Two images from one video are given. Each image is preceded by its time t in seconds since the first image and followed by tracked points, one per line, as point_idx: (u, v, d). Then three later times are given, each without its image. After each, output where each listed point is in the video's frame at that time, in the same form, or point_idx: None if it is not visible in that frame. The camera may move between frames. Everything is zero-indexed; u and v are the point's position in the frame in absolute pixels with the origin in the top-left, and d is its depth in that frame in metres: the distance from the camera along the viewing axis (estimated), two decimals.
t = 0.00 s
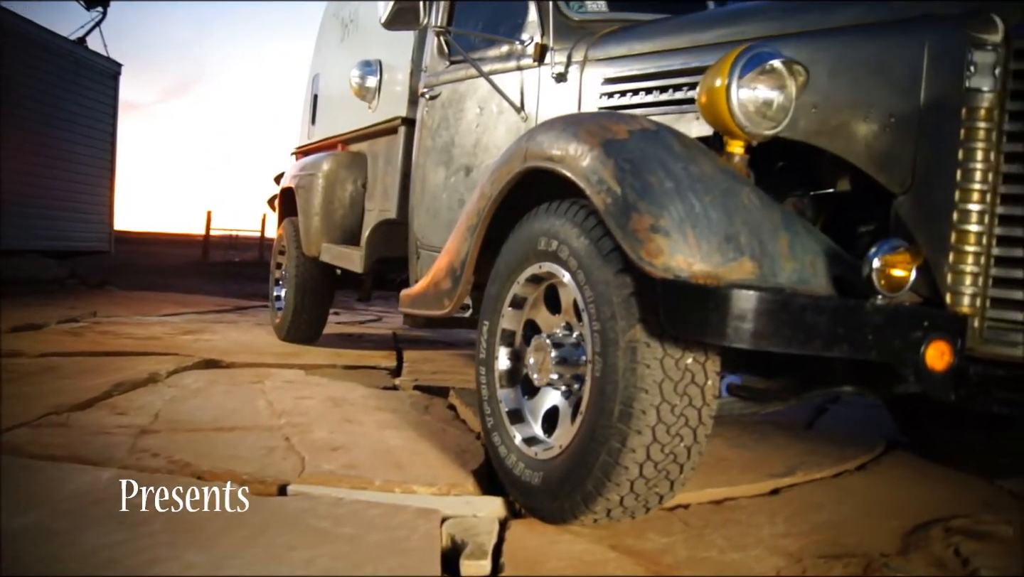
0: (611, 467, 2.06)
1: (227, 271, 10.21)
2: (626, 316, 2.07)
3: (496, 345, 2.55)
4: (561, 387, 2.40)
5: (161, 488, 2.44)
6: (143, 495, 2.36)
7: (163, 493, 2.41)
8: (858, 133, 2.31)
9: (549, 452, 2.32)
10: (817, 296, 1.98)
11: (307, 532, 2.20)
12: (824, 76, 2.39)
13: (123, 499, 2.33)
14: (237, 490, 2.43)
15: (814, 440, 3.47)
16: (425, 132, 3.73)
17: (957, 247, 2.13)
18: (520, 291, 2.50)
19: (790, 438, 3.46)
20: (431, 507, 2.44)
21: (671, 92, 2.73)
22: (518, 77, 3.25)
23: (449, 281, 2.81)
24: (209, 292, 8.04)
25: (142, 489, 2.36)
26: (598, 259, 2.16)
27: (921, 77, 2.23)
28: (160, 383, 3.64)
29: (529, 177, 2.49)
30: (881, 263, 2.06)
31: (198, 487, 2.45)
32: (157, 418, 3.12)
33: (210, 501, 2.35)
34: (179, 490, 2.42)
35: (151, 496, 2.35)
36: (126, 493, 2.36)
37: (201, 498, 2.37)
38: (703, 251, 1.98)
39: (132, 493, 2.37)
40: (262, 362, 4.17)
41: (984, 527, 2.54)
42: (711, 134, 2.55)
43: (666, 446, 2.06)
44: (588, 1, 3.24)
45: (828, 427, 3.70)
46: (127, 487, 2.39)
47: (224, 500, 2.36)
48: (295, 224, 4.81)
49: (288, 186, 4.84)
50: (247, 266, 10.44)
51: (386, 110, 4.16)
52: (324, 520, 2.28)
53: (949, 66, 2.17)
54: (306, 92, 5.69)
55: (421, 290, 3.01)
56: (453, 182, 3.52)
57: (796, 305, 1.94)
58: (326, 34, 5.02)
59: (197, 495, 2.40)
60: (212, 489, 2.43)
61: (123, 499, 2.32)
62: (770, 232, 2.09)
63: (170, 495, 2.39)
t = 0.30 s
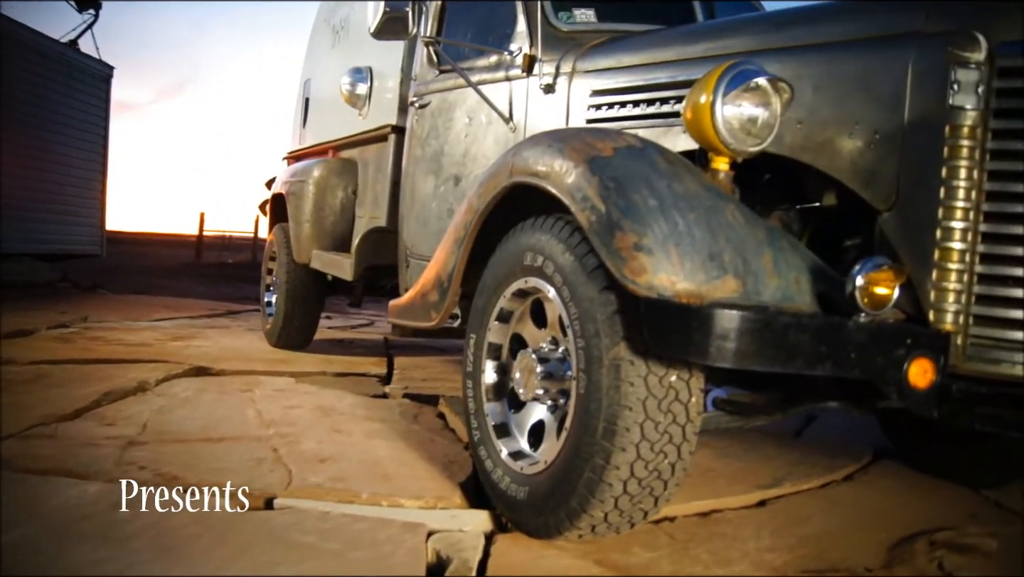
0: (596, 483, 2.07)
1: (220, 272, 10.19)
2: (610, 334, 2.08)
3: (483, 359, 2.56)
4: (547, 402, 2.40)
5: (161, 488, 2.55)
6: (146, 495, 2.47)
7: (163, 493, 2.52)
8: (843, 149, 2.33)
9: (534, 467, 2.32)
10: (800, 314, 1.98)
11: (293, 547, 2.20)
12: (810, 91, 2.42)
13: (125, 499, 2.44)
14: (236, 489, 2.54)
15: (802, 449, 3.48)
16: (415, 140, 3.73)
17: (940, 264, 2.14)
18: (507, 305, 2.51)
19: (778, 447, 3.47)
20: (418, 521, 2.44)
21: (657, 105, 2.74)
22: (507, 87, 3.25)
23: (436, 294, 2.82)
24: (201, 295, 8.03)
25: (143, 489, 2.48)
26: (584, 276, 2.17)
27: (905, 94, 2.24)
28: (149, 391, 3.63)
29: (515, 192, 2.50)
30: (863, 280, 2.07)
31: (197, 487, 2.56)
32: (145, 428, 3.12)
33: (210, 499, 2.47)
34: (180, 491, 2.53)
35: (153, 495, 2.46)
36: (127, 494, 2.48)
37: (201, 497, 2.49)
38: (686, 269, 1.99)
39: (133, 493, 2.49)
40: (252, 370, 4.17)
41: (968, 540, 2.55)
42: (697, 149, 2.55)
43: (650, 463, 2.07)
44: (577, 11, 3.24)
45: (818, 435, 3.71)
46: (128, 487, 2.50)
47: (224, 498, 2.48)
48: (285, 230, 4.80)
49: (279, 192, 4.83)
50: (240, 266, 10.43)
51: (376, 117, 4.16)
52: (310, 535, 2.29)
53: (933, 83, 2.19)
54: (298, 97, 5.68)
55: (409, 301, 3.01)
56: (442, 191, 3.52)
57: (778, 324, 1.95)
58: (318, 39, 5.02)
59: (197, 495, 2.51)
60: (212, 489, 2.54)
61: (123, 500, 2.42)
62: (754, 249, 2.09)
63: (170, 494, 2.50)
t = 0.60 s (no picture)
0: (580, 499, 2.07)
1: (213, 274, 10.18)
2: (595, 350, 2.09)
3: (470, 372, 2.56)
4: (533, 415, 2.40)
5: (160, 488, 2.65)
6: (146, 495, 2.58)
7: (163, 493, 2.63)
8: (827, 164, 2.34)
9: (519, 481, 2.33)
10: (783, 330, 1.99)
11: (279, 563, 2.20)
12: (795, 106, 2.43)
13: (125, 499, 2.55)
14: (235, 490, 2.65)
15: (790, 458, 3.49)
16: (404, 148, 3.73)
17: (923, 280, 2.14)
18: (494, 318, 2.51)
19: (766, 456, 3.48)
20: (405, 535, 2.44)
21: (644, 118, 2.74)
22: (496, 97, 3.25)
23: (422, 305, 2.81)
24: (194, 298, 8.03)
25: (143, 489, 2.58)
26: (568, 292, 2.18)
27: (889, 110, 2.25)
28: (138, 400, 3.63)
29: (502, 206, 2.51)
30: (847, 297, 2.05)
31: (196, 487, 2.67)
32: (133, 438, 3.12)
33: (210, 498, 2.58)
34: (179, 490, 2.64)
35: (153, 495, 2.57)
36: (128, 493, 2.59)
37: (200, 499, 2.59)
38: (669, 286, 1.99)
39: (133, 493, 2.60)
40: (242, 377, 4.17)
41: (953, 553, 2.56)
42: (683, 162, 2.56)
43: (634, 479, 2.07)
44: (566, 21, 3.24)
45: (806, 444, 3.72)
46: (128, 487, 2.61)
47: (223, 499, 2.58)
48: (276, 236, 4.80)
49: (270, 198, 4.83)
50: (233, 268, 10.41)
51: (366, 125, 4.15)
52: (295, 550, 2.29)
53: (917, 100, 2.20)
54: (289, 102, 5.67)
55: (396, 312, 3.01)
56: (432, 199, 3.52)
57: (761, 342, 1.95)
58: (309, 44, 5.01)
59: (197, 495, 2.62)
60: (211, 489, 2.65)
61: (124, 501, 2.52)
62: (738, 265, 2.09)
63: (170, 495, 2.61)
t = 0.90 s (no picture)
0: (564, 514, 2.08)
1: (207, 275, 10.17)
2: (579, 366, 2.10)
3: (456, 385, 2.56)
4: (519, 429, 2.41)
5: (160, 488, 2.75)
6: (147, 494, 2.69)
7: (164, 493, 2.74)
8: (812, 179, 2.35)
9: (505, 495, 2.33)
10: (765, 347, 2.00)
11: None
12: (780, 121, 2.44)
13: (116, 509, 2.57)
14: (235, 490, 2.75)
15: (778, 466, 3.50)
16: (394, 156, 3.73)
17: (906, 296, 2.15)
18: (481, 331, 2.52)
19: (754, 465, 3.49)
20: (391, 548, 2.45)
21: (631, 130, 2.75)
22: (484, 107, 3.25)
23: (410, 317, 2.82)
24: (186, 301, 8.01)
25: (146, 489, 2.70)
26: (554, 308, 2.19)
27: (872, 126, 2.26)
28: (127, 409, 3.63)
29: (488, 220, 2.52)
30: (830, 313, 2.06)
31: (196, 486, 2.78)
32: (122, 448, 3.12)
33: (209, 498, 2.69)
34: (180, 490, 2.74)
35: (155, 495, 2.68)
36: (129, 494, 2.68)
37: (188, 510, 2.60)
38: (653, 304, 2.00)
39: (134, 494, 2.69)
40: (232, 384, 4.17)
41: (937, 565, 2.58)
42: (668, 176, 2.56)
43: (618, 494, 2.08)
44: (554, 31, 3.24)
45: (794, 452, 3.73)
46: (129, 488, 2.71)
47: (222, 500, 2.67)
48: (267, 242, 4.80)
49: (261, 204, 4.83)
50: (227, 269, 10.40)
51: (357, 131, 4.15)
52: (281, 564, 2.29)
53: (900, 117, 2.20)
54: (280, 106, 5.66)
55: (384, 322, 3.02)
56: (421, 208, 3.52)
57: (744, 360, 1.96)
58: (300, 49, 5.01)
59: (197, 495, 2.72)
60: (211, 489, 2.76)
61: (125, 501, 2.62)
62: (722, 283, 2.10)
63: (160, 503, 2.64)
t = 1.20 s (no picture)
0: (546, 531, 2.08)
1: (198, 278, 10.15)
2: (561, 384, 2.11)
3: (441, 399, 2.57)
4: (503, 443, 2.42)
5: (159, 488, 2.86)
6: (149, 494, 2.81)
7: (165, 491, 2.86)
8: (794, 196, 2.37)
9: (488, 510, 2.34)
10: (745, 366, 2.01)
11: None
12: (763, 137, 2.45)
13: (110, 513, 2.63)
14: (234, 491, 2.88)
15: (763, 476, 3.52)
16: (382, 165, 3.73)
17: (886, 313, 2.16)
18: (465, 346, 2.53)
19: (740, 475, 3.50)
20: (375, 562, 2.45)
21: (616, 143, 2.76)
22: (471, 118, 3.26)
23: (395, 330, 2.82)
24: (177, 305, 8.00)
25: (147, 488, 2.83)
26: (537, 325, 2.20)
27: (854, 144, 2.28)
28: (114, 418, 3.63)
29: (473, 235, 2.53)
30: (812, 330, 2.07)
31: (195, 486, 2.89)
32: (108, 459, 3.12)
33: (209, 498, 2.80)
34: (179, 490, 2.86)
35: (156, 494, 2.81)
36: (129, 493, 2.80)
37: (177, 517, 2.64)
38: (634, 322, 2.01)
39: (134, 492, 2.81)
40: (221, 391, 4.17)
41: None
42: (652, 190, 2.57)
43: (600, 511, 2.09)
44: (541, 42, 3.25)
45: (781, 461, 3.74)
46: (131, 486, 2.84)
47: (222, 500, 2.79)
48: (256, 248, 4.80)
49: (249, 210, 4.82)
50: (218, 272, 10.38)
51: (345, 139, 4.15)
52: None
53: (881, 135, 2.22)
54: (270, 111, 5.65)
55: (370, 334, 3.02)
56: (408, 218, 3.52)
57: (724, 379, 1.97)
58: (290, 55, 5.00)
59: (197, 494, 2.83)
60: (211, 489, 2.88)
61: (126, 500, 2.74)
62: (703, 300, 2.12)
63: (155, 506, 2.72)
